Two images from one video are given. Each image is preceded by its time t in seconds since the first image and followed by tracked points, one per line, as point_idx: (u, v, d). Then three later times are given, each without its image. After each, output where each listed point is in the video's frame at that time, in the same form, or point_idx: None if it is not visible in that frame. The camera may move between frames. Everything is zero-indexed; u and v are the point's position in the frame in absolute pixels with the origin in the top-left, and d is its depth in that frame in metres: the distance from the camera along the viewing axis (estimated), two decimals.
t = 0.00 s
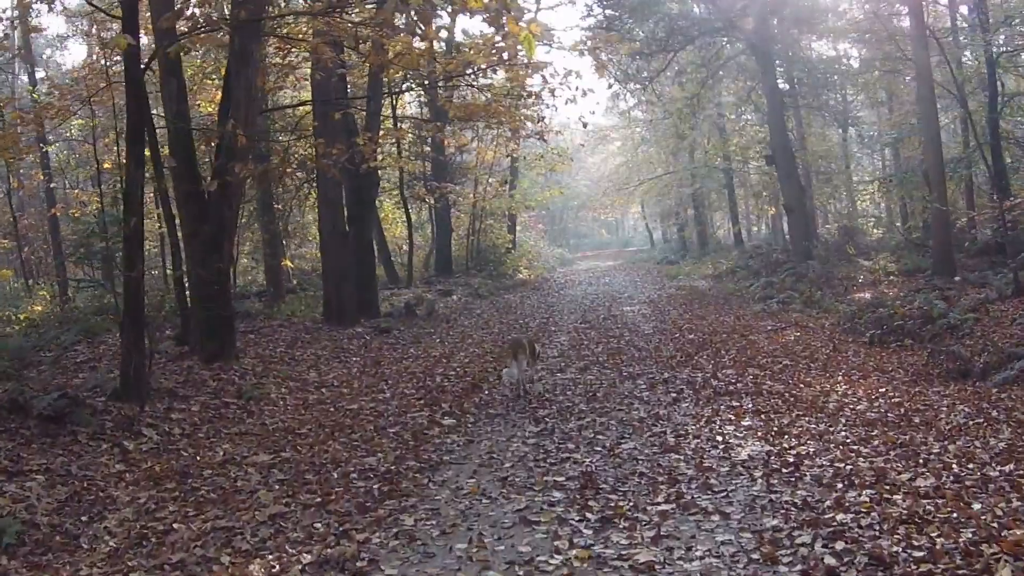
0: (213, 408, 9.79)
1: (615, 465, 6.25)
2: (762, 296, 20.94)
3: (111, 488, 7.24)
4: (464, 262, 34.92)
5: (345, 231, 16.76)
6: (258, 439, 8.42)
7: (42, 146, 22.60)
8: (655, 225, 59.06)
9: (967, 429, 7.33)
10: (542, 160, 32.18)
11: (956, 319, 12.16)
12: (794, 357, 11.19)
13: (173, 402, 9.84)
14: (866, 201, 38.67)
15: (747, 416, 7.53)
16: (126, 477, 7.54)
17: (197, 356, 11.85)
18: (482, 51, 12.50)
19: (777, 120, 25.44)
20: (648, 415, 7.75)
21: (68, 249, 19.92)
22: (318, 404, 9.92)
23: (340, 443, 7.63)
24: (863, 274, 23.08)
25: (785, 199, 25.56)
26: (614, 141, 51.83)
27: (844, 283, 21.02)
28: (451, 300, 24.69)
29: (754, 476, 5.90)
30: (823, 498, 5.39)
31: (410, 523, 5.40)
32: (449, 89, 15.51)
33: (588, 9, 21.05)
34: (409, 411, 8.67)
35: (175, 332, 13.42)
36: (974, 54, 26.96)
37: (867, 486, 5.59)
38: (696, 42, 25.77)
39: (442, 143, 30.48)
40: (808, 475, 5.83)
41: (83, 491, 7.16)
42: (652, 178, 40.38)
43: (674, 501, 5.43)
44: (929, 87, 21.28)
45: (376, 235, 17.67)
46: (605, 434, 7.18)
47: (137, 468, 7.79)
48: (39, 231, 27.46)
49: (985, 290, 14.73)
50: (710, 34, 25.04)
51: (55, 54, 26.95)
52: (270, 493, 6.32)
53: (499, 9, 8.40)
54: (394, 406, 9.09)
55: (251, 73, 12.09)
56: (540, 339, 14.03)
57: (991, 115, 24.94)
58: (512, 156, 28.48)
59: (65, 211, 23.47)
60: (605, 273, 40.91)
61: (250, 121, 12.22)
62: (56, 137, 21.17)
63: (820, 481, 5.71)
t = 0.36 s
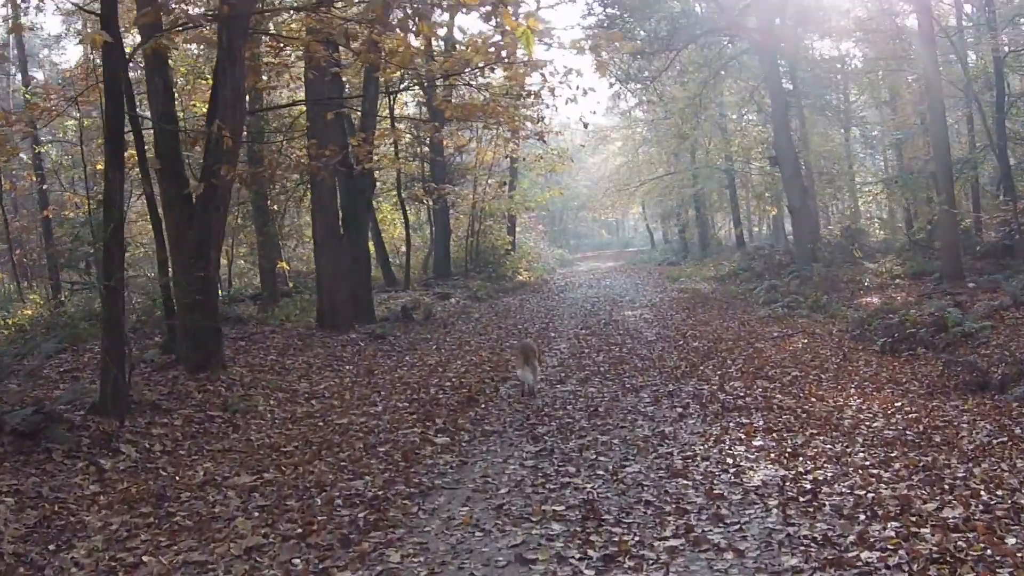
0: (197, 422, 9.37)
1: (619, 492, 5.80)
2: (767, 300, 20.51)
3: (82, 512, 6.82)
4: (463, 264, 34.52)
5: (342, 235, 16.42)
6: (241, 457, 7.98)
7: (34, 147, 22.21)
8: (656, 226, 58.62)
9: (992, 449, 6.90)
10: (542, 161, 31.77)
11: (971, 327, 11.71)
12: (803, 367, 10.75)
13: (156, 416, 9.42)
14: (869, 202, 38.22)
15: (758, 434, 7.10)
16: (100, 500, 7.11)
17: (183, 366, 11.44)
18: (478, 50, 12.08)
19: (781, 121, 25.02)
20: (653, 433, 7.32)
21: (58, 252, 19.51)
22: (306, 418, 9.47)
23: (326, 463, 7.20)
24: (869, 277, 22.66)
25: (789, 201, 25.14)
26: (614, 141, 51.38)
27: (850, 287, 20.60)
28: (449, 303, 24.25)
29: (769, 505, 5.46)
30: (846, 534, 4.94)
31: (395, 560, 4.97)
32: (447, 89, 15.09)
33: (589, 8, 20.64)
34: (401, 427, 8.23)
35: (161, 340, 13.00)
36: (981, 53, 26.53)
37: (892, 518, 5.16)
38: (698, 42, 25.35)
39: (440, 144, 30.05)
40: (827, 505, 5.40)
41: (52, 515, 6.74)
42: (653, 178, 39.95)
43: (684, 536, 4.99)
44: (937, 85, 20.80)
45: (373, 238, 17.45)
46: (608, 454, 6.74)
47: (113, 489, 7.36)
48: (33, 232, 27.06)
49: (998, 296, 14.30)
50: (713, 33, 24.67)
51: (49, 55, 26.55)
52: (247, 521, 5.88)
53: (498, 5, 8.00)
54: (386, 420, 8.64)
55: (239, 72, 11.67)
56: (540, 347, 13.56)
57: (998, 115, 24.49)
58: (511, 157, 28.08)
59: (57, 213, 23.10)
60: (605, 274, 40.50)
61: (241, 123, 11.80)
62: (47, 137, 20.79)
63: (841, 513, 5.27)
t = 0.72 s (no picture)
0: (177, 434, 8.88)
1: (622, 519, 5.31)
2: (772, 302, 20.02)
3: (45, 537, 6.33)
4: (462, 264, 34.05)
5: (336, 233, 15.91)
6: (221, 475, 7.50)
7: (24, 146, 21.77)
8: (657, 225, 58.12)
9: None
10: (542, 160, 31.31)
11: (988, 332, 11.22)
12: (814, 374, 10.24)
13: (135, 428, 8.95)
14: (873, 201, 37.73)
15: (773, 452, 6.60)
16: (66, 522, 6.63)
17: (166, 373, 10.95)
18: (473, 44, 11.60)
19: (785, 118, 24.57)
20: (659, 450, 6.83)
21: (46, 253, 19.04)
22: (292, 430, 8.97)
23: (310, 482, 6.71)
24: (876, 278, 22.16)
25: (793, 200, 24.66)
26: (615, 141, 50.89)
27: (856, 288, 20.10)
28: (446, 305, 23.74)
29: (788, 534, 4.97)
30: (876, 570, 4.45)
31: None
32: (443, 85, 14.62)
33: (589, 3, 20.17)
34: (391, 441, 7.74)
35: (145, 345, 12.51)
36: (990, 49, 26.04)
37: (925, 551, 4.66)
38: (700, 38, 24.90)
39: (439, 143, 29.60)
40: (853, 536, 4.91)
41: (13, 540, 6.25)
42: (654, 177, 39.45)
43: (697, 572, 4.51)
44: (945, 80, 20.31)
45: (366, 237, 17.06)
46: (611, 474, 6.25)
47: (81, 510, 6.87)
48: (24, 232, 26.59)
49: (1014, 299, 13.82)
50: (716, 29, 24.20)
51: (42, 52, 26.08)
52: (219, 550, 5.39)
53: None
54: (375, 433, 8.15)
55: (224, 67, 11.16)
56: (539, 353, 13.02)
57: (1008, 113, 24.03)
58: (511, 156, 27.62)
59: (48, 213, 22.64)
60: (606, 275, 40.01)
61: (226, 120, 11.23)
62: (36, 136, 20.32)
63: (868, 545, 4.79)
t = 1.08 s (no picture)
0: (153, 449, 8.38)
1: (626, 554, 4.81)
2: (776, 305, 19.53)
3: None
4: (460, 266, 33.57)
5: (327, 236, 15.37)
6: (196, 496, 6.99)
7: (12, 145, 21.33)
8: (657, 226, 57.65)
9: None
10: (541, 160, 30.83)
11: (1008, 339, 10.70)
12: (826, 384, 9.73)
13: (108, 442, 8.44)
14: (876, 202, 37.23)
15: (789, 474, 6.11)
16: (25, 548, 6.11)
17: (146, 382, 10.46)
18: (469, 38, 11.10)
19: (790, 117, 24.04)
20: (666, 470, 6.34)
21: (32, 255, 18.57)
22: (275, 445, 8.47)
23: (290, 504, 6.22)
24: (882, 281, 21.66)
25: (798, 201, 24.13)
26: (615, 141, 50.37)
27: (864, 291, 19.62)
28: (443, 308, 23.23)
29: (811, 573, 4.47)
30: None
31: None
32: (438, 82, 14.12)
33: None
34: (378, 459, 7.23)
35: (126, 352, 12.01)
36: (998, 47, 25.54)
37: None
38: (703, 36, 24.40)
39: (437, 142, 29.12)
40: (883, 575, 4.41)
41: None
42: (655, 178, 38.93)
43: None
44: (955, 79, 19.73)
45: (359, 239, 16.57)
46: (614, 499, 5.75)
47: (43, 534, 6.36)
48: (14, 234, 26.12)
49: None
50: (720, 26, 23.73)
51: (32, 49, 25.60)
52: None
53: None
54: (362, 449, 7.65)
55: (209, 63, 10.58)
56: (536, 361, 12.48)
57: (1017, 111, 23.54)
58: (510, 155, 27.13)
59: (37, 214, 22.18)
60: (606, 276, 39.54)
61: (211, 120, 10.69)
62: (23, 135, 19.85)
63: None
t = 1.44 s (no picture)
0: (129, 463, 7.93)
1: None
2: (781, 308, 19.07)
3: None
4: (459, 267, 33.14)
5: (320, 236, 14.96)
6: (171, 516, 6.54)
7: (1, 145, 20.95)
8: (658, 226, 57.21)
9: None
10: (541, 159, 30.39)
11: None
12: (837, 394, 9.28)
13: (82, 455, 7.99)
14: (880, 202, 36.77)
15: (804, 495, 5.68)
16: None
17: (127, 390, 10.02)
18: (464, 32, 10.61)
19: (794, 115, 23.55)
20: (671, 491, 5.90)
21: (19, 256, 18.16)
22: (259, 457, 8.04)
23: (267, 527, 5.78)
24: (888, 282, 21.22)
25: (803, 201, 23.67)
26: (616, 140, 49.89)
27: (871, 294, 19.16)
28: (440, 310, 22.77)
29: None
30: None
31: None
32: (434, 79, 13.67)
33: None
34: (365, 475, 6.79)
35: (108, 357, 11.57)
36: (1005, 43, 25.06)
37: None
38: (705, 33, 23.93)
39: (435, 141, 28.71)
40: None
41: None
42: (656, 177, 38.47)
43: None
44: (963, 78, 19.23)
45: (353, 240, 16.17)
46: (615, 524, 5.31)
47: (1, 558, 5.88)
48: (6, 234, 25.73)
49: None
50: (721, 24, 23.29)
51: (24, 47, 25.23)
52: None
53: None
54: (349, 464, 7.22)
55: (193, 59, 10.15)
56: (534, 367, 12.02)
57: None
58: (508, 154, 26.69)
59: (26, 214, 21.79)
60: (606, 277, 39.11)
61: (194, 118, 10.25)
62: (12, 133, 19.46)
63: None
